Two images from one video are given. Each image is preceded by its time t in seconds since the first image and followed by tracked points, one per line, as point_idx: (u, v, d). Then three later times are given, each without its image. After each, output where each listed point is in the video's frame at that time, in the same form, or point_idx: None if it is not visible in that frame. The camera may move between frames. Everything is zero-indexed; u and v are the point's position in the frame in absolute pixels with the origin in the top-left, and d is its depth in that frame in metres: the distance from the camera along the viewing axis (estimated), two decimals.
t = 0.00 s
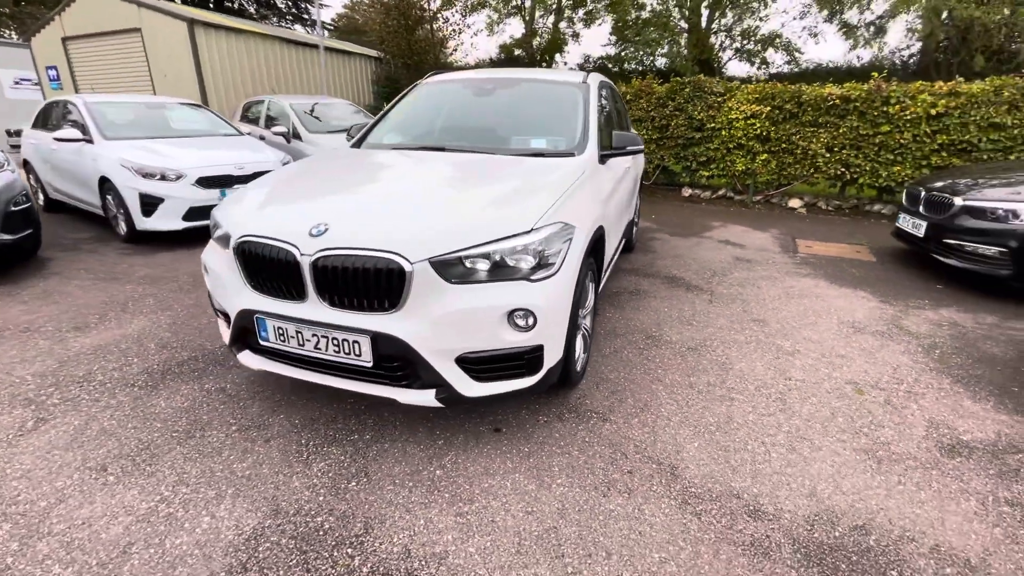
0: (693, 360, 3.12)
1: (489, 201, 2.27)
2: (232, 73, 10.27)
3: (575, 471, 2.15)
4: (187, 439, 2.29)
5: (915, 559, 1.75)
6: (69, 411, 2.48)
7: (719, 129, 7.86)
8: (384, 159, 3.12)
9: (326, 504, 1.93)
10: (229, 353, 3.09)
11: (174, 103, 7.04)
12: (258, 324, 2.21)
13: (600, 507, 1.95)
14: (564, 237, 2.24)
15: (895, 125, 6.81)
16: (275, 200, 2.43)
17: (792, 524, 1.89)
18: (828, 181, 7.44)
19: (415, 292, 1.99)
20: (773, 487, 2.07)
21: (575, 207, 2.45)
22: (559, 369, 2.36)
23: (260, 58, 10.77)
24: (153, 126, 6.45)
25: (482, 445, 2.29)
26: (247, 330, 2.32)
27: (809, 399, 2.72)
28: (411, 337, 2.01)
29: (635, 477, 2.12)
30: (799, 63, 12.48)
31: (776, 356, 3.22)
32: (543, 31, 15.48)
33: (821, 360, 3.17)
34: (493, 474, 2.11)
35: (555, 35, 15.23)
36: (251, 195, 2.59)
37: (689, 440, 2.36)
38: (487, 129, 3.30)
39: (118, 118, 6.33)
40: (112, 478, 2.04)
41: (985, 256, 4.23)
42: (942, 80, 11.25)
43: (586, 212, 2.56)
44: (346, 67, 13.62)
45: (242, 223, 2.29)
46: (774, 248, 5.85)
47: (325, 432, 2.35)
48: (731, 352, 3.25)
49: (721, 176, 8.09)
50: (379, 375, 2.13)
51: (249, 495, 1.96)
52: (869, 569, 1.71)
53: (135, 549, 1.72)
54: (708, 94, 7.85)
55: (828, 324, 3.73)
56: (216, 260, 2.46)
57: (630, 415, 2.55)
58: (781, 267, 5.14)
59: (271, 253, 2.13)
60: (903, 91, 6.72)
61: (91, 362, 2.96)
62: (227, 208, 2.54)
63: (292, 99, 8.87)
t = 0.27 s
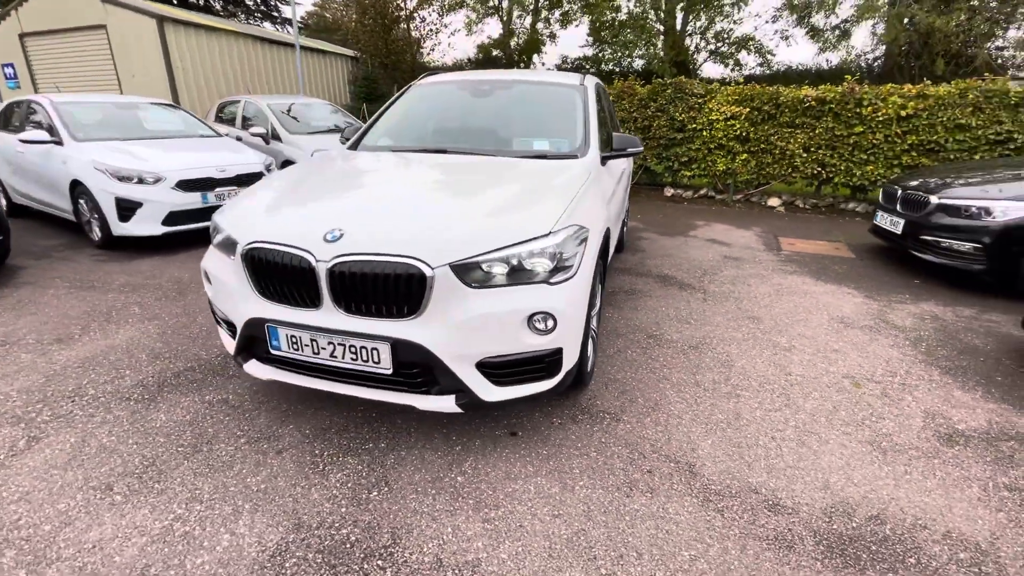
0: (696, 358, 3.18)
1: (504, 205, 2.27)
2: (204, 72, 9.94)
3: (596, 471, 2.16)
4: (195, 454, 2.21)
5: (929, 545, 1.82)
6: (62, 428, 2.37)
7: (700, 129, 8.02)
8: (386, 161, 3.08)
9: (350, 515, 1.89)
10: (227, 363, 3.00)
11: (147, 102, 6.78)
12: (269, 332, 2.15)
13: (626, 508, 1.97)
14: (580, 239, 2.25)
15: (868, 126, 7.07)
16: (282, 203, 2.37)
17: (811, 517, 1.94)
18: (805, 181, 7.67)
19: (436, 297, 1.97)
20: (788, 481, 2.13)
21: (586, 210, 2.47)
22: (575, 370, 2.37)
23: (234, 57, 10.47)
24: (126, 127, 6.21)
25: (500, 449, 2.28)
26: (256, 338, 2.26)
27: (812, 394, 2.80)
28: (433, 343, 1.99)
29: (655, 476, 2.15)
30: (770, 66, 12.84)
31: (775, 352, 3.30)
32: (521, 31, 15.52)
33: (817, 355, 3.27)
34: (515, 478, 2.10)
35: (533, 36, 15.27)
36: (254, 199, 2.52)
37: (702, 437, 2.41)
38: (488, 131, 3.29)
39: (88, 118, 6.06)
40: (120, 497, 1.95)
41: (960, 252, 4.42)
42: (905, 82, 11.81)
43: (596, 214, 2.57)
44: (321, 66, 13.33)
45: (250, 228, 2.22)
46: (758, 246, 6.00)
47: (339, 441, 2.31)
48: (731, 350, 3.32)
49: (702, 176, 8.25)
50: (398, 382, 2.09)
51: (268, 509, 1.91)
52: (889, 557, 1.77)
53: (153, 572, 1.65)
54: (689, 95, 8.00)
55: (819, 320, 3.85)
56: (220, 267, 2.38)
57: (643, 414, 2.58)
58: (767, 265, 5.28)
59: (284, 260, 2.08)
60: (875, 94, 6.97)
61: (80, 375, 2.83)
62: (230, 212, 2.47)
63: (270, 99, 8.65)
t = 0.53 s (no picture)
0: (696, 355, 3.25)
1: (516, 208, 2.28)
2: (176, 73, 9.64)
3: (614, 469, 2.19)
4: (204, 466, 2.15)
5: (936, 527, 1.91)
6: (58, 445, 2.27)
7: (681, 130, 8.18)
8: (386, 164, 3.05)
9: (374, 523, 1.87)
10: (226, 372, 2.92)
11: (118, 103, 6.54)
12: (280, 339, 2.11)
13: (647, 503, 2.01)
14: (592, 241, 2.28)
15: (841, 126, 7.32)
16: (289, 207, 2.32)
17: (824, 505, 2.01)
18: (782, 179, 7.90)
19: (455, 300, 1.97)
20: (798, 472, 2.20)
21: (595, 212, 2.50)
22: (588, 370, 2.40)
23: (207, 56, 10.17)
24: (98, 129, 5.98)
25: (517, 451, 2.28)
26: (266, 345, 2.21)
27: (810, 386, 2.89)
28: (453, 347, 1.99)
29: (671, 471, 2.19)
30: (743, 67, 13.18)
31: (770, 347, 3.39)
32: (499, 32, 15.54)
33: (810, 348, 3.38)
34: (535, 479, 2.11)
35: (510, 37, 15.30)
36: (256, 203, 2.46)
37: (711, 432, 2.46)
38: (488, 132, 3.29)
39: (56, 119, 5.82)
40: (131, 514, 1.88)
41: (934, 246, 4.63)
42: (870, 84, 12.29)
43: (603, 215, 2.61)
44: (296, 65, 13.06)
45: (258, 233, 2.17)
46: (742, 243, 6.16)
47: (353, 448, 2.28)
48: (728, 345, 3.41)
49: (684, 175, 8.41)
50: (415, 386, 2.08)
51: (289, 520, 1.87)
52: (900, 540, 1.85)
53: None
54: (669, 96, 8.14)
55: (808, 314, 3.98)
56: (224, 273, 2.32)
57: (652, 411, 2.62)
58: (752, 262, 5.42)
59: (296, 266, 2.04)
60: (847, 95, 7.23)
61: (70, 389, 2.71)
62: (232, 217, 2.41)
63: (246, 100, 8.44)
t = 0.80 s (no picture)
0: (695, 348, 3.35)
1: (530, 207, 2.32)
2: (146, 72, 9.33)
3: (631, 459, 2.26)
4: (222, 472, 2.12)
5: (935, 501, 2.04)
6: (64, 456, 2.20)
7: (661, 129, 8.36)
8: (390, 166, 3.05)
9: (403, 520, 1.89)
10: (230, 377, 2.87)
11: (89, 104, 6.31)
12: (300, 341, 2.10)
13: (666, 490, 2.08)
14: (604, 238, 2.34)
15: (813, 125, 7.61)
16: (301, 210, 2.32)
17: (831, 485, 2.12)
18: (759, 177, 8.15)
19: (478, 298, 2.00)
20: (804, 455, 2.30)
21: (603, 209, 2.56)
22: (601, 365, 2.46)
23: (180, 56, 9.89)
24: (69, 130, 5.76)
25: (535, 445, 2.33)
26: (282, 347, 2.19)
27: (805, 374, 3.03)
28: (476, 344, 2.02)
29: (686, 459, 2.27)
30: (716, 68, 13.54)
31: (764, 338, 3.52)
32: (476, 32, 15.55)
33: (801, 338, 3.52)
34: (557, 472, 2.16)
35: (487, 37, 15.32)
36: (266, 206, 2.44)
37: (718, 420, 2.56)
38: (488, 132, 3.33)
39: (24, 120, 5.58)
40: (153, 523, 1.85)
41: (908, 240, 4.86)
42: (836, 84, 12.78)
43: (609, 213, 2.67)
44: (270, 65, 12.79)
45: (273, 235, 2.16)
46: (725, 240, 6.34)
47: (373, 448, 2.28)
48: (724, 338, 3.52)
49: (665, 174, 8.59)
50: (437, 384, 2.10)
51: (318, 522, 1.87)
52: (904, 514, 1.97)
53: None
54: (650, 96, 8.30)
55: (795, 306, 4.14)
56: (235, 277, 2.29)
57: (660, 403, 2.70)
58: (737, 257, 5.59)
59: (316, 268, 2.03)
60: (819, 95, 7.52)
61: (68, 399, 2.63)
62: (242, 221, 2.39)
63: (223, 100, 8.25)
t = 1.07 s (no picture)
0: (691, 341, 3.49)
1: (540, 209, 2.41)
2: (116, 72, 9.06)
3: (642, 448, 2.36)
4: (245, 474, 2.14)
5: (922, 476, 2.20)
6: (78, 465, 2.18)
7: (642, 130, 8.55)
8: (394, 170, 3.09)
9: (431, 514, 1.95)
10: (238, 382, 2.86)
11: (62, 105, 6.11)
12: (321, 343, 2.13)
13: (678, 476, 2.19)
14: (612, 237, 2.44)
15: (786, 126, 7.91)
16: (315, 214, 2.35)
17: (829, 466, 2.27)
18: (736, 176, 8.42)
19: (498, 297, 2.07)
20: (801, 439, 2.45)
21: (608, 210, 2.66)
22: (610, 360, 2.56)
23: (151, 55, 9.62)
24: (42, 133, 5.57)
25: (549, 438, 2.41)
26: (301, 350, 2.22)
27: (795, 364, 3.19)
28: (497, 342, 2.09)
29: (693, 446, 2.39)
30: (689, 69, 13.88)
31: (754, 331, 3.69)
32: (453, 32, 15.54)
33: (788, 330, 3.70)
34: (573, 462, 2.25)
35: (465, 37, 15.33)
36: (278, 212, 2.47)
37: (719, 409, 2.69)
38: (488, 135, 3.40)
39: None
40: (182, 527, 1.86)
41: (879, 235, 5.13)
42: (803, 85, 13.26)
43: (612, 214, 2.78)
44: (244, 65, 12.54)
45: (291, 240, 2.19)
46: (707, 237, 6.55)
47: (392, 447, 2.33)
48: (716, 331, 3.68)
49: (645, 174, 8.79)
50: (457, 381, 2.16)
51: (348, 519, 1.91)
52: (897, 490, 2.13)
53: None
54: (630, 98, 8.49)
55: (779, 299, 4.34)
56: (250, 282, 2.30)
57: (663, 394, 2.82)
58: (720, 254, 5.79)
59: (337, 271, 2.07)
60: (791, 97, 7.81)
61: (72, 409, 2.59)
62: (255, 226, 2.41)
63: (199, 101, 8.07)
